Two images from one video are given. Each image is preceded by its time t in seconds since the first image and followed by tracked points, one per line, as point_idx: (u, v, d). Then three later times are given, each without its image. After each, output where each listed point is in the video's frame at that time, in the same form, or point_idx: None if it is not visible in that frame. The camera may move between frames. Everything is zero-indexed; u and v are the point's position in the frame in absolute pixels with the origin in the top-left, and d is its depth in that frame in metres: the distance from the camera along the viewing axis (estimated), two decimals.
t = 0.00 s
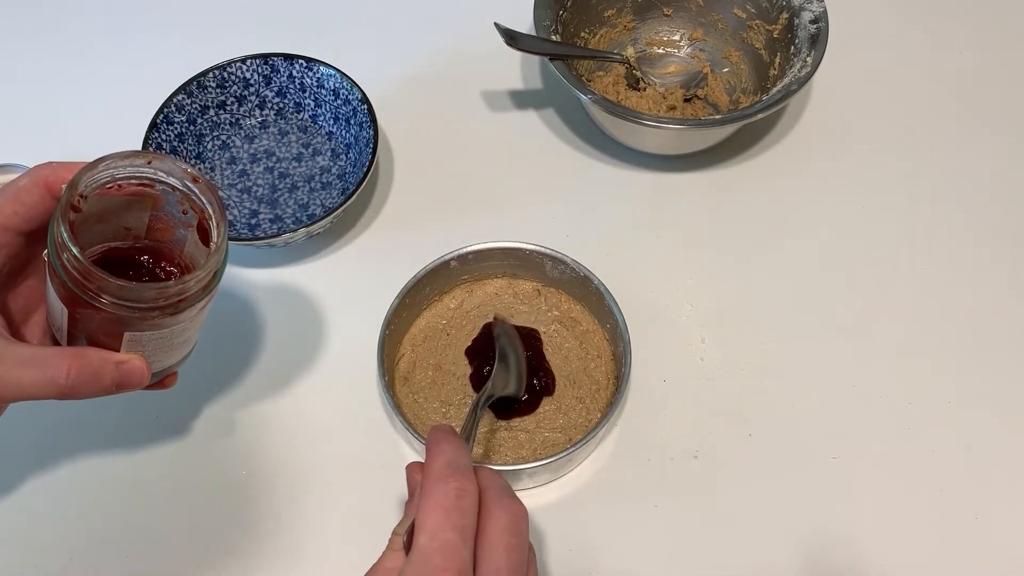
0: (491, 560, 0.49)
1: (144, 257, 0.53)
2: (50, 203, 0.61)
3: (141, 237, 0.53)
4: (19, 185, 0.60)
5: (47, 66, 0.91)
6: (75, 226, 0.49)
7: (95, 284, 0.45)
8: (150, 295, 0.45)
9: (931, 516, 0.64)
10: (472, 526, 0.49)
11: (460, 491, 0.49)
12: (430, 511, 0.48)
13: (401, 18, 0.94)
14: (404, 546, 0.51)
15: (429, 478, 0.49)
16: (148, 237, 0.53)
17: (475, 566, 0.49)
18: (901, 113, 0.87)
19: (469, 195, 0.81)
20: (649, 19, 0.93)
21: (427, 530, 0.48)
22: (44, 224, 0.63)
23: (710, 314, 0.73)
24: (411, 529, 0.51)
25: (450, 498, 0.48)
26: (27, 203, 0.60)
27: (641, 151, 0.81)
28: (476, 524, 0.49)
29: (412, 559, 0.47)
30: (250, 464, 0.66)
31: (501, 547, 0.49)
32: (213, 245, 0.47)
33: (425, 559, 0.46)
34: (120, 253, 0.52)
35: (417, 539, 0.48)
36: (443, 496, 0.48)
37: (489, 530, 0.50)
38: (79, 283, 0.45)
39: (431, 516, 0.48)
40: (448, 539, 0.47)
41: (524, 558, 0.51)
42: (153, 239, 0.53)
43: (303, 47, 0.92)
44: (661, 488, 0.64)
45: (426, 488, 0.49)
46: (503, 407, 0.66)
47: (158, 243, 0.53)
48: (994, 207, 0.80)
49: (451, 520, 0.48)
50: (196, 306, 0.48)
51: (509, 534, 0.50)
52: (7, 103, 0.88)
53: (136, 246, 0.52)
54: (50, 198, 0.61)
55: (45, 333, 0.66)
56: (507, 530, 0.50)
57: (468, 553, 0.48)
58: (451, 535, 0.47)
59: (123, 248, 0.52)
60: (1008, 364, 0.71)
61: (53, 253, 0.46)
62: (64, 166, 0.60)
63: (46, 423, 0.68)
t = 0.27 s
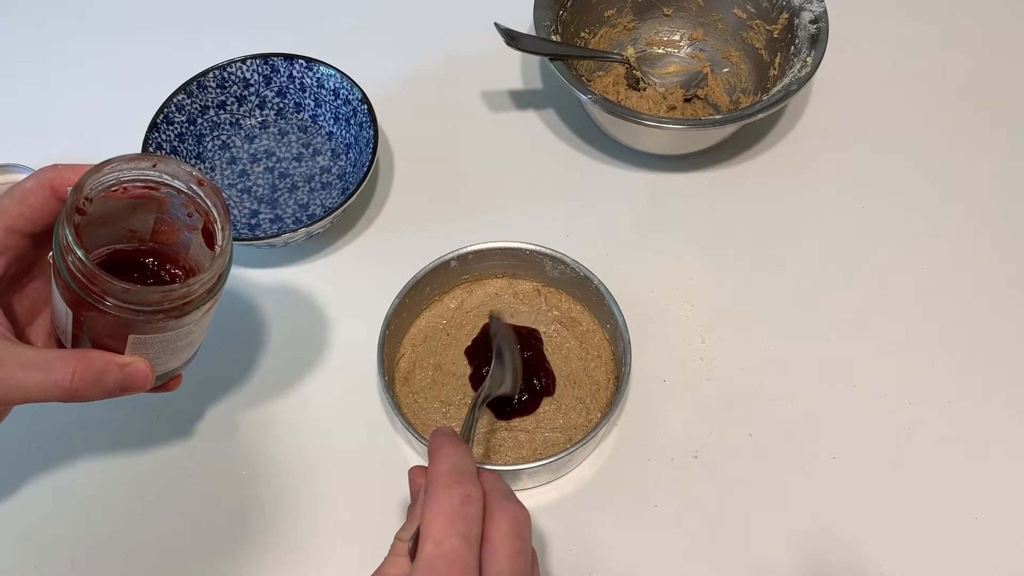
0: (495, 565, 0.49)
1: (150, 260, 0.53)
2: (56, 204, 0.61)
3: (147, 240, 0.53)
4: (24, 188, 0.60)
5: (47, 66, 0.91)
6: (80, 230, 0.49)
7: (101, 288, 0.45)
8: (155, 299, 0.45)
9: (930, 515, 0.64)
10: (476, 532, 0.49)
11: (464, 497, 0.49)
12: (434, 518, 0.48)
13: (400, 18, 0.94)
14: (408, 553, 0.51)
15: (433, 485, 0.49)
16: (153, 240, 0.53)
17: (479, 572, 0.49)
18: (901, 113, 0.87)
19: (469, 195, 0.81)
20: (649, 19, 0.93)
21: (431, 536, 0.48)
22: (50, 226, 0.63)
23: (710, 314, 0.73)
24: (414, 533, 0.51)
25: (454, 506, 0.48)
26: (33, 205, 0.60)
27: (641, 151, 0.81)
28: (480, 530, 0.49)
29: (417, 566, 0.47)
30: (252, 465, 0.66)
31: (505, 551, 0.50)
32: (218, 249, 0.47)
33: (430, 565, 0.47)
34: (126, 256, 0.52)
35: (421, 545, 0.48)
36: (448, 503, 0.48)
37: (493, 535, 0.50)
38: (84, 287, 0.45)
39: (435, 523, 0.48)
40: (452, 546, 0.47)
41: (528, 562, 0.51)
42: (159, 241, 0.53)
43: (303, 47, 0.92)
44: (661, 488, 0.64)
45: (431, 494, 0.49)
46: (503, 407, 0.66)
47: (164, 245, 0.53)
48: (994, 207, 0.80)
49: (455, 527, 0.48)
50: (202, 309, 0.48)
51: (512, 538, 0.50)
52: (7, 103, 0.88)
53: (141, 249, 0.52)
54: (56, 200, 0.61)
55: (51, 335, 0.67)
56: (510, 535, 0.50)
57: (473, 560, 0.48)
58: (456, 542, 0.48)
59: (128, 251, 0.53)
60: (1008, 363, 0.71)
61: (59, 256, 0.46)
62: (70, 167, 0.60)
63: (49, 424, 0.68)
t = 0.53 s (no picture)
0: (491, 565, 0.49)
1: (152, 259, 0.53)
2: (59, 206, 0.61)
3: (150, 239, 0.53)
4: (28, 188, 0.60)
5: (47, 66, 0.91)
6: (84, 229, 0.49)
7: (103, 287, 0.45)
8: (158, 299, 0.45)
9: (930, 515, 0.64)
10: (473, 533, 0.49)
11: (461, 498, 0.49)
12: (431, 519, 0.48)
13: (400, 18, 0.94)
14: (404, 551, 0.51)
15: (431, 484, 0.49)
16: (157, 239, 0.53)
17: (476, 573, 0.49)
18: (901, 113, 0.87)
19: (470, 195, 0.81)
20: (649, 19, 0.93)
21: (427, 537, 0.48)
22: (53, 227, 0.63)
23: (710, 314, 0.73)
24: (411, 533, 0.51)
25: (451, 506, 0.48)
26: (36, 205, 0.61)
27: (641, 151, 0.81)
28: (477, 531, 0.49)
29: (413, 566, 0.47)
30: (253, 465, 0.66)
31: (502, 552, 0.50)
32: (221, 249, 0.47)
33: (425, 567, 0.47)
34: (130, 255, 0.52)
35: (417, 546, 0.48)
36: (444, 504, 0.48)
37: (490, 535, 0.50)
38: (87, 286, 0.45)
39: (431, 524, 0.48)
40: (449, 547, 0.47)
41: (525, 562, 0.51)
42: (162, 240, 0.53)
43: (303, 47, 0.92)
44: (661, 488, 0.64)
45: (428, 494, 0.49)
46: (503, 407, 0.66)
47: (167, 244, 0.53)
48: (994, 207, 0.80)
49: (452, 528, 0.48)
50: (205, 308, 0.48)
51: (510, 539, 0.50)
52: (7, 103, 0.88)
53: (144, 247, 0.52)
54: (59, 201, 0.61)
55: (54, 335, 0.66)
56: (507, 536, 0.50)
57: (470, 562, 0.48)
58: (452, 544, 0.48)
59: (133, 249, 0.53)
60: (1008, 363, 0.71)
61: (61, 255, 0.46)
62: (73, 168, 0.61)
63: (51, 424, 0.68)
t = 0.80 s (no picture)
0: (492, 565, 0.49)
1: (157, 263, 0.53)
2: (63, 209, 0.61)
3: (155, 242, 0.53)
4: (33, 192, 0.60)
5: (47, 66, 0.91)
6: (88, 234, 0.49)
7: (108, 293, 0.45)
8: (162, 304, 0.45)
9: (930, 515, 0.64)
10: (474, 533, 0.49)
11: (463, 498, 0.49)
12: (432, 517, 0.48)
13: (400, 18, 0.94)
14: (404, 552, 0.51)
15: (432, 484, 0.49)
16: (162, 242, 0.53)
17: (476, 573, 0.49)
18: (901, 113, 0.87)
19: (470, 195, 0.81)
20: (649, 19, 0.93)
21: (429, 536, 0.48)
22: (57, 229, 0.63)
23: (710, 314, 0.73)
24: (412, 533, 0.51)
25: (452, 505, 0.49)
26: (40, 209, 0.61)
27: (641, 151, 0.81)
28: (478, 531, 0.49)
29: (414, 565, 0.47)
30: (254, 466, 0.66)
31: (502, 552, 0.50)
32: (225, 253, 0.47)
33: (426, 565, 0.47)
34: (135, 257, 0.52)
35: (418, 545, 0.48)
36: (446, 503, 0.48)
37: (491, 536, 0.50)
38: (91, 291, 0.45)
39: (433, 523, 0.48)
40: (450, 546, 0.47)
41: (526, 563, 0.51)
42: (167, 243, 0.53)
43: (303, 47, 0.92)
44: (661, 489, 0.64)
45: (429, 494, 0.49)
46: (503, 407, 0.66)
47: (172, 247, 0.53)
48: (994, 207, 0.80)
49: (453, 527, 0.48)
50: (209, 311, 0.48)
51: (510, 539, 0.50)
52: (8, 103, 0.88)
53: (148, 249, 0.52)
54: (64, 205, 0.61)
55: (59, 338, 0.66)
56: (508, 535, 0.50)
57: (470, 561, 0.48)
58: (453, 543, 0.48)
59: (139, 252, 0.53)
60: (1008, 363, 0.71)
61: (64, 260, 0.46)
62: (78, 172, 0.61)
63: (53, 425, 0.68)
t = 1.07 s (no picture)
0: (487, 563, 0.49)
1: (163, 262, 0.53)
2: (70, 208, 0.61)
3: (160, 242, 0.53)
4: (38, 192, 0.60)
5: (47, 66, 0.91)
6: (93, 234, 0.49)
7: (113, 293, 0.45)
8: (167, 304, 0.45)
9: (930, 515, 0.64)
10: (471, 531, 0.49)
11: (460, 495, 0.49)
12: (429, 514, 0.48)
13: (400, 18, 0.94)
14: (401, 549, 0.51)
15: (429, 483, 0.49)
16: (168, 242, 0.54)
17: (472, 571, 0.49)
18: (901, 113, 0.87)
19: (470, 195, 0.81)
20: (649, 19, 0.93)
21: (425, 533, 0.48)
22: (63, 230, 0.63)
23: (710, 314, 0.73)
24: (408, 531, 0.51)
25: (449, 502, 0.49)
26: (46, 208, 0.61)
27: (641, 151, 0.81)
28: (475, 528, 0.49)
29: (410, 562, 0.47)
30: (255, 466, 0.66)
31: (499, 549, 0.49)
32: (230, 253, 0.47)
33: (422, 562, 0.47)
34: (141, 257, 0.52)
35: (415, 542, 0.48)
36: (443, 500, 0.48)
37: (488, 533, 0.50)
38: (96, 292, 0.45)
39: (429, 520, 0.48)
40: (446, 543, 0.47)
41: (522, 561, 0.51)
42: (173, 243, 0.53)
43: (303, 47, 0.92)
44: (661, 489, 0.64)
45: (426, 492, 0.49)
46: (503, 407, 0.66)
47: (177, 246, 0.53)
48: (994, 207, 0.80)
49: (450, 524, 0.48)
50: (214, 311, 0.48)
51: (507, 537, 0.50)
52: (8, 103, 0.88)
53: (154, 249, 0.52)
54: (70, 204, 0.61)
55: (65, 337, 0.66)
56: (505, 532, 0.50)
57: (466, 559, 0.48)
58: (450, 539, 0.48)
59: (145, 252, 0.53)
60: (1008, 363, 0.71)
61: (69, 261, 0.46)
62: (84, 171, 0.60)
63: (55, 425, 0.68)
